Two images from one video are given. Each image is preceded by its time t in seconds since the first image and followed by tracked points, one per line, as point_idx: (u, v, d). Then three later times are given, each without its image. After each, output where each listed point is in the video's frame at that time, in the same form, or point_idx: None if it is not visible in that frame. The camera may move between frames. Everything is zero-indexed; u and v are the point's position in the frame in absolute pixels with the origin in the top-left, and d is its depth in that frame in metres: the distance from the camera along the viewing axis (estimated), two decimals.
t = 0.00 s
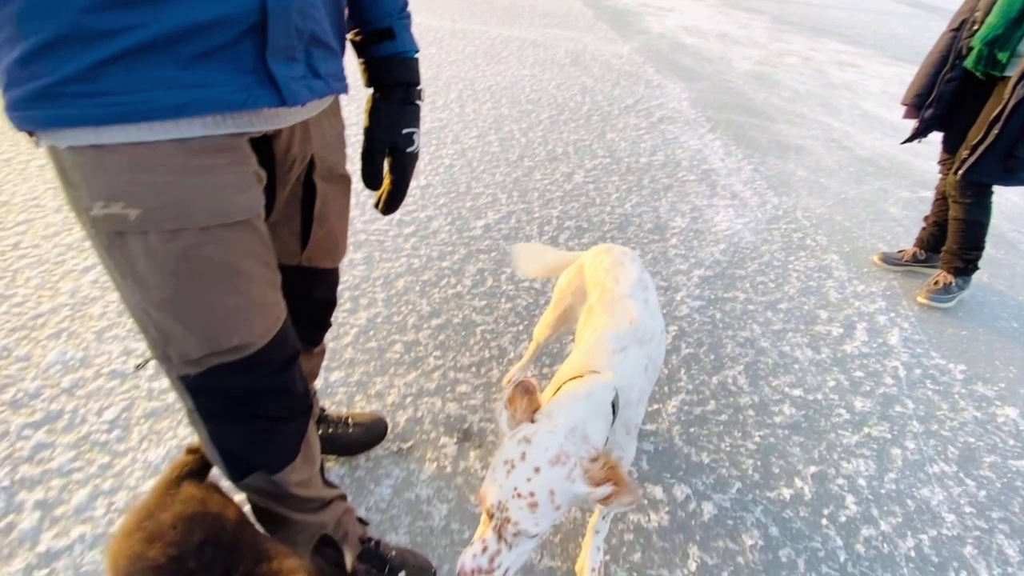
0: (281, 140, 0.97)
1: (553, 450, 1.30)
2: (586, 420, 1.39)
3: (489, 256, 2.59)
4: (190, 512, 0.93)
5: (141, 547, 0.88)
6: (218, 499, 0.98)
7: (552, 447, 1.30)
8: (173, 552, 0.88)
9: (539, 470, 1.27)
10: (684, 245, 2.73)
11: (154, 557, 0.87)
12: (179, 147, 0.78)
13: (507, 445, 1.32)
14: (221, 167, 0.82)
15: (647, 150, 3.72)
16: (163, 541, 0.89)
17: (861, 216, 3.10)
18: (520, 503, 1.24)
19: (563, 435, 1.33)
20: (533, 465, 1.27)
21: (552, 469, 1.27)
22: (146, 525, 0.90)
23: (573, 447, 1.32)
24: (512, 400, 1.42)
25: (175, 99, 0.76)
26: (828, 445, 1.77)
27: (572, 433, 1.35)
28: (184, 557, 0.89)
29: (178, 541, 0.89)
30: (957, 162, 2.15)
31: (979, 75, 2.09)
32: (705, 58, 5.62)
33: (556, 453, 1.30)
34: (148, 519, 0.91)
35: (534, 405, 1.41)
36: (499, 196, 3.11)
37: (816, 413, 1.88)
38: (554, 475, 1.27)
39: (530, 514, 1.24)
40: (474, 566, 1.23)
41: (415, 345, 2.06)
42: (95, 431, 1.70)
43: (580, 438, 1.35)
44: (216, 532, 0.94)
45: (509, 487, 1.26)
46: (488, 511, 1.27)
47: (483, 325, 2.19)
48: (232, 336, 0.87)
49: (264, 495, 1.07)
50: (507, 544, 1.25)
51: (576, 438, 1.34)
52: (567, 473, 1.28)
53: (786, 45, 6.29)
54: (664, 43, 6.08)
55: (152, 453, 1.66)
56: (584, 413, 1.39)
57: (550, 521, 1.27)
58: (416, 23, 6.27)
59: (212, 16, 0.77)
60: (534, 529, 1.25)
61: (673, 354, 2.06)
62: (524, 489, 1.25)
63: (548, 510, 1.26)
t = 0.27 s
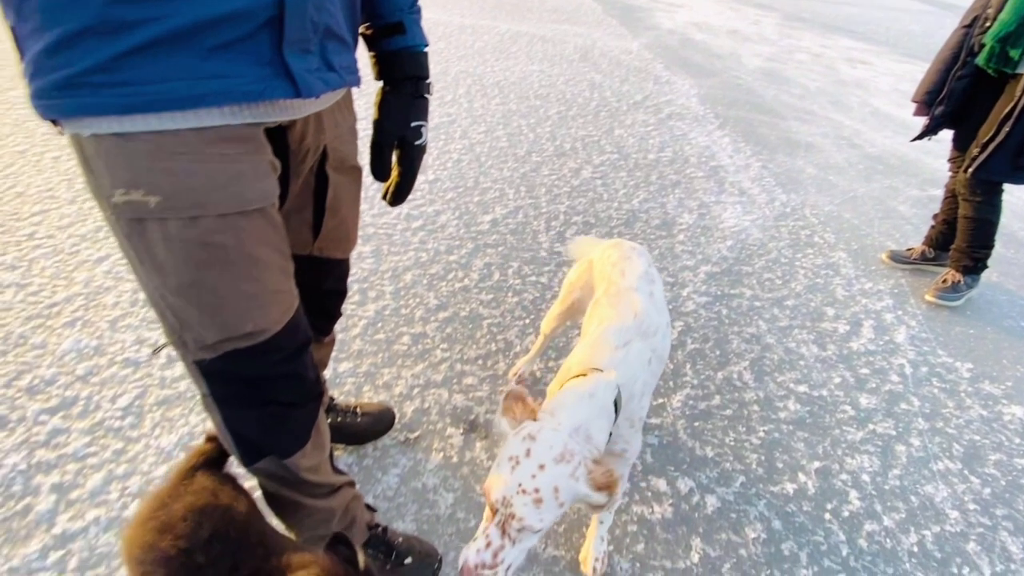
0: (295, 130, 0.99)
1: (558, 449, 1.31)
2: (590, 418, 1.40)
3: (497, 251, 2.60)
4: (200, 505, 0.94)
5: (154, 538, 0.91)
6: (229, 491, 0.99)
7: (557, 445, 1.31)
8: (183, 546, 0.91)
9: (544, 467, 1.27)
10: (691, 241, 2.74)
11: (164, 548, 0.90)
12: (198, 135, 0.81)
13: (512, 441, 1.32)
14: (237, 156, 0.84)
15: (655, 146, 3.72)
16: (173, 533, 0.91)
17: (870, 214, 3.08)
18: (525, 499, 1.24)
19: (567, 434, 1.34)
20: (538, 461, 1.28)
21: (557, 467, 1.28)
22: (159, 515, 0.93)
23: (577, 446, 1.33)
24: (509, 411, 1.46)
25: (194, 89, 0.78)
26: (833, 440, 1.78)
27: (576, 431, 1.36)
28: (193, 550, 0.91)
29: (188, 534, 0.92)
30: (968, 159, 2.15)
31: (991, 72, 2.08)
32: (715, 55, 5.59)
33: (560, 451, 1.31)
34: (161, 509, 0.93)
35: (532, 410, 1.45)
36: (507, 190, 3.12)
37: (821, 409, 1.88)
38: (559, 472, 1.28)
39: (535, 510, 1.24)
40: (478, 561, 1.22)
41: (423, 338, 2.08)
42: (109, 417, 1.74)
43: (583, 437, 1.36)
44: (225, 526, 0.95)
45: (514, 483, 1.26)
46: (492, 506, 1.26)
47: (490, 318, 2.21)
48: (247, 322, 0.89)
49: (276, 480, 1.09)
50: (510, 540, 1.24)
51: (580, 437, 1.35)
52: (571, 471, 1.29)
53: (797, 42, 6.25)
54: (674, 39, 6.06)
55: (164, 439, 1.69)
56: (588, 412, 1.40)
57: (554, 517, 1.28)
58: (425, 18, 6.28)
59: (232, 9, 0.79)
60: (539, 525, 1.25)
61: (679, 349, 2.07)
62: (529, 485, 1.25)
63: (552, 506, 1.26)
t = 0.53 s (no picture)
0: (308, 122, 1.01)
1: (560, 444, 1.32)
2: (590, 415, 1.41)
3: (503, 246, 2.62)
4: (211, 499, 0.89)
5: (164, 532, 0.86)
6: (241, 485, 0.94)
7: (559, 441, 1.32)
8: (193, 540, 0.85)
9: (546, 463, 1.28)
10: (698, 238, 2.74)
11: (174, 543, 0.85)
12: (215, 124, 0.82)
13: (514, 439, 1.34)
14: (252, 145, 0.86)
15: (663, 142, 3.71)
16: (183, 528, 0.86)
17: (878, 212, 3.07)
18: (528, 494, 1.26)
19: (568, 431, 1.35)
20: (540, 458, 1.29)
21: (559, 462, 1.30)
22: (170, 508, 0.88)
23: (579, 442, 1.34)
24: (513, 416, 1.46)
25: (213, 80, 0.80)
26: (837, 437, 1.78)
27: (577, 428, 1.37)
28: (203, 544, 0.85)
29: (198, 529, 0.86)
30: (977, 158, 2.16)
31: (1002, 69, 2.07)
32: (724, 51, 5.56)
33: (562, 447, 1.32)
34: (171, 502, 0.88)
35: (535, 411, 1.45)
36: (514, 186, 3.13)
37: (826, 406, 1.89)
38: (562, 468, 1.29)
39: (538, 505, 1.26)
40: (484, 558, 1.24)
41: (429, 331, 2.10)
42: (122, 405, 1.77)
43: (585, 434, 1.37)
44: (236, 520, 0.89)
45: (517, 479, 1.27)
46: (496, 503, 1.28)
47: (496, 312, 2.23)
48: (260, 309, 0.91)
49: (287, 466, 1.12)
50: (515, 536, 1.26)
51: (582, 433, 1.36)
52: (573, 467, 1.30)
53: (807, 39, 6.20)
54: (683, 35, 6.03)
55: (175, 427, 1.72)
56: (589, 409, 1.41)
57: (558, 512, 1.29)
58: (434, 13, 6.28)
59: (249, 2, 0.81)
60: (543, 520, 1.26)
61: (684, 345, 2.08)
62: (531, 481, 1.27)
63: (555, 501, 1.28)
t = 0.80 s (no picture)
0: (320, 114, 1.03)
1: (560, 444, 1.32)
2: (591, 413, 1.42)
3: (510, 241, 2.63)
4: (220, 495, 0.98)
5: (175, 525, 0.94)
6: (249, 483, 1.02)
7: (559, 441, 1.33)
8: (201, 535, 0.93)
9: (546, 462, 1.29)
10: (704, 235, 2.75)
11: (184, 537, 0.93)
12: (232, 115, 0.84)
13: (517, 438, 1.35)
14: (266, 136, 0.88)
15: (671, 139, 3.71)
16: (193, 522, 0.94)
17: (887, 211, 3.06)
18: (529, 493, 1.26)
19: (568, 431, 1.35)
20: (540, 457, 1.30)
21: (559, 461, 1.30)
22: (182, 501, 0.96)
23: (580, 442, 1.35)
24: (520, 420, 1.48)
25: (229, 70, 0.82)
26: (841, 433, 1.79)
27: (577, 426, 1.38)
28: (212, 541, 0.94)
29: (207, 524, 0.95)
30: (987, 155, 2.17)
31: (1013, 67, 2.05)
32: (733, 49, 5.54)
33: (562, 447, 1.32)
34: (183, 497, 0.96)
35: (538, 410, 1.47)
36: (521, 181, 3.14)
37: (831, 403, 1.89)
38: (562, 467, 1.29)
39: (539, 503, 1.26)
40: (486, 556, 1.25)
41: (436, 324, 2.12)
42: (133, 393, 1.80)
43: (585, 432, 1.38)
44: (243, 517, 0.98)
45: (518, 479, 1.28)
46: (498, 502, 1.29)
47: (502, 307, 2.24)
48: (271, 297, 0.93)
49: (297, 453, 1.14)
50: (517, 535, 1.26)
51: (582, 432, 1.37)
52: (573, 466, 1.30)
53: (817, 36, 6.16)
54: (692, 33, 6.00)
55: (186, 415, 1.75)
56: (589, 407, 1.42)
57: (559, 511, 1.28)
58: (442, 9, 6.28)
59: None
60: (544, 519, 1.26)
61: (689, 340, 2.09)
62: (532, 480, 1.27)
63: (556, 500, 1.27)
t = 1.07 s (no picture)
0: (331, 106, 1.05)
1: (561, 444, 1.33)
2: (592, 414, 1.43)
3: (516, 237, 2.64)
4: (231, 492, 0.97)
5: (186, 519, 0.94)
6: (261, 481, 1.00)
7: (561, 441, 1.34)
8: (211, 532, 0.93)
9: (546, 461, 1.30)
10: (711, 233, 2.75)
11: (194, 532, 0.93)
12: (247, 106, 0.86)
13: (518, 437, 1.36)
14: (279, 128, 0.90)
15: (678, 137, 3.70)
16: (203, 517, 0.94)
17: (895, 210, 3.05)
18: (528, 492, 1.27)
19: (570, 431, 1.37)
20: (541, 457, 1.30)
21: (560, 461, 1.31)
22: (196, 493, 0.96)
23: (581, 442, 1.36)
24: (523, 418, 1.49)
25: (245, 63, 0.84)
26: (845, 430, 1.79)
27: (578, 427, 1.40)
28: (220, 539, 0.93)
29: (217, 521, 0.94)
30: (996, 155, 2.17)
31: None
32: (742, 46, 5.51)
33: (563, 447, 1.33)
34: (196, 490, 0.96)
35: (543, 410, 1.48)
36: (528, 178, 3.15)
37: (835, 400, 1.89)
38: (563, 467, 1.30)
39: (538, 502, 1.27)
40: (485, 552, 1.25)
41: (442, 318, 2.14)
42: (145, 382, 1.83)
43: (586, 432, 1.39)
44: (252, 515, 0.96)
45: (518, 477, 1.29)
46: (499, 499, 1.30)
47: (508, 302, 2.26)
48: (282, 286, 0.95)
49: (304, 441, 1.15)
50: (516, 532, 1.27)
51: (583, 431, 1.38)
52: (573, 466, 1.31)
53: (827, 34, 6.12)
54: (701, 30, 5.98)
55: (196, 404, 1.78)
56: (591, 407, 1.44)
57: (558, 510, 1.29)
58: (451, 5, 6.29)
59: None
60: (543, 518, 1.27)
61: (694, 337, 2.10)
62: (532, 478, 1.28)
63: (555, 499, 1.28)
